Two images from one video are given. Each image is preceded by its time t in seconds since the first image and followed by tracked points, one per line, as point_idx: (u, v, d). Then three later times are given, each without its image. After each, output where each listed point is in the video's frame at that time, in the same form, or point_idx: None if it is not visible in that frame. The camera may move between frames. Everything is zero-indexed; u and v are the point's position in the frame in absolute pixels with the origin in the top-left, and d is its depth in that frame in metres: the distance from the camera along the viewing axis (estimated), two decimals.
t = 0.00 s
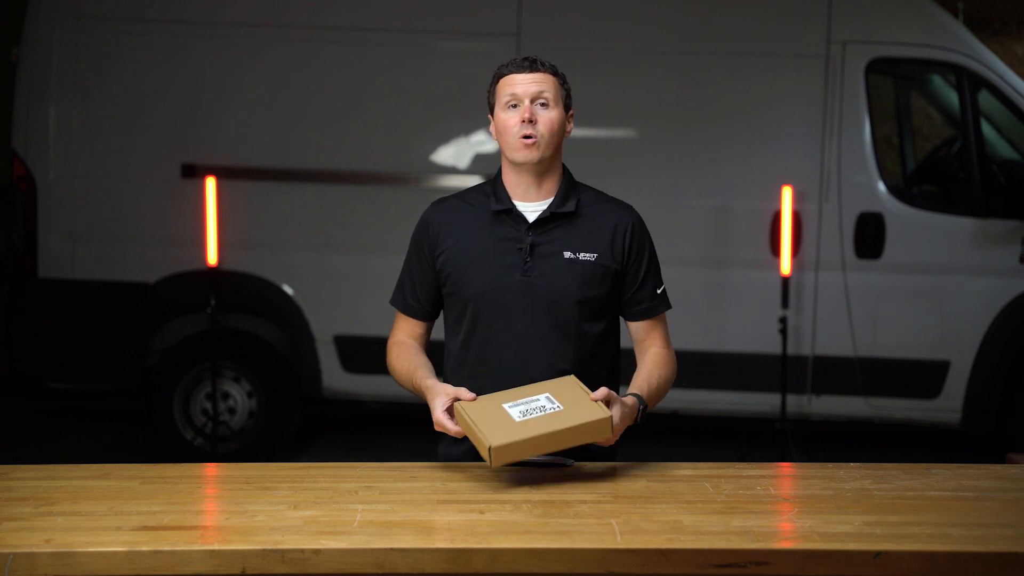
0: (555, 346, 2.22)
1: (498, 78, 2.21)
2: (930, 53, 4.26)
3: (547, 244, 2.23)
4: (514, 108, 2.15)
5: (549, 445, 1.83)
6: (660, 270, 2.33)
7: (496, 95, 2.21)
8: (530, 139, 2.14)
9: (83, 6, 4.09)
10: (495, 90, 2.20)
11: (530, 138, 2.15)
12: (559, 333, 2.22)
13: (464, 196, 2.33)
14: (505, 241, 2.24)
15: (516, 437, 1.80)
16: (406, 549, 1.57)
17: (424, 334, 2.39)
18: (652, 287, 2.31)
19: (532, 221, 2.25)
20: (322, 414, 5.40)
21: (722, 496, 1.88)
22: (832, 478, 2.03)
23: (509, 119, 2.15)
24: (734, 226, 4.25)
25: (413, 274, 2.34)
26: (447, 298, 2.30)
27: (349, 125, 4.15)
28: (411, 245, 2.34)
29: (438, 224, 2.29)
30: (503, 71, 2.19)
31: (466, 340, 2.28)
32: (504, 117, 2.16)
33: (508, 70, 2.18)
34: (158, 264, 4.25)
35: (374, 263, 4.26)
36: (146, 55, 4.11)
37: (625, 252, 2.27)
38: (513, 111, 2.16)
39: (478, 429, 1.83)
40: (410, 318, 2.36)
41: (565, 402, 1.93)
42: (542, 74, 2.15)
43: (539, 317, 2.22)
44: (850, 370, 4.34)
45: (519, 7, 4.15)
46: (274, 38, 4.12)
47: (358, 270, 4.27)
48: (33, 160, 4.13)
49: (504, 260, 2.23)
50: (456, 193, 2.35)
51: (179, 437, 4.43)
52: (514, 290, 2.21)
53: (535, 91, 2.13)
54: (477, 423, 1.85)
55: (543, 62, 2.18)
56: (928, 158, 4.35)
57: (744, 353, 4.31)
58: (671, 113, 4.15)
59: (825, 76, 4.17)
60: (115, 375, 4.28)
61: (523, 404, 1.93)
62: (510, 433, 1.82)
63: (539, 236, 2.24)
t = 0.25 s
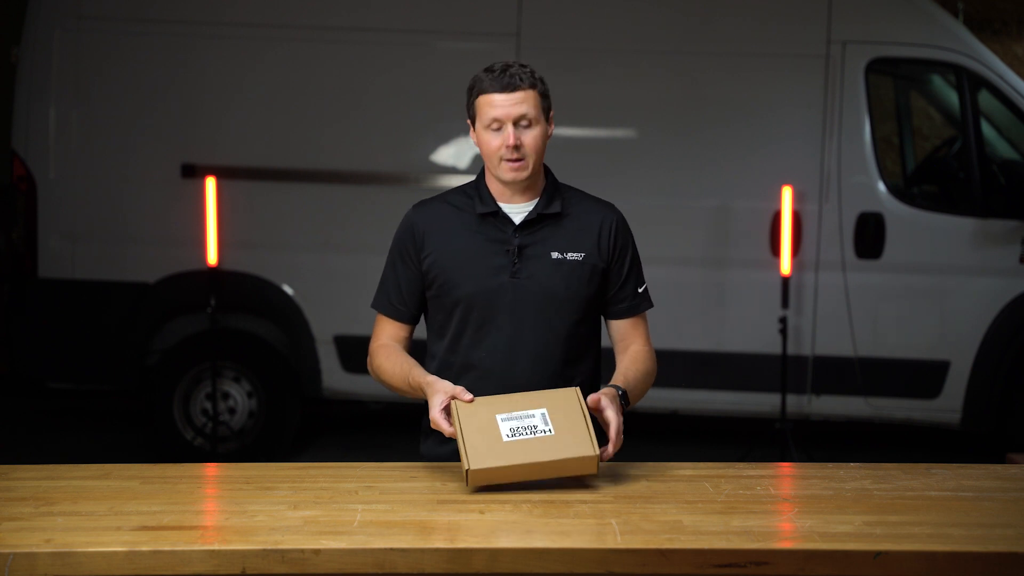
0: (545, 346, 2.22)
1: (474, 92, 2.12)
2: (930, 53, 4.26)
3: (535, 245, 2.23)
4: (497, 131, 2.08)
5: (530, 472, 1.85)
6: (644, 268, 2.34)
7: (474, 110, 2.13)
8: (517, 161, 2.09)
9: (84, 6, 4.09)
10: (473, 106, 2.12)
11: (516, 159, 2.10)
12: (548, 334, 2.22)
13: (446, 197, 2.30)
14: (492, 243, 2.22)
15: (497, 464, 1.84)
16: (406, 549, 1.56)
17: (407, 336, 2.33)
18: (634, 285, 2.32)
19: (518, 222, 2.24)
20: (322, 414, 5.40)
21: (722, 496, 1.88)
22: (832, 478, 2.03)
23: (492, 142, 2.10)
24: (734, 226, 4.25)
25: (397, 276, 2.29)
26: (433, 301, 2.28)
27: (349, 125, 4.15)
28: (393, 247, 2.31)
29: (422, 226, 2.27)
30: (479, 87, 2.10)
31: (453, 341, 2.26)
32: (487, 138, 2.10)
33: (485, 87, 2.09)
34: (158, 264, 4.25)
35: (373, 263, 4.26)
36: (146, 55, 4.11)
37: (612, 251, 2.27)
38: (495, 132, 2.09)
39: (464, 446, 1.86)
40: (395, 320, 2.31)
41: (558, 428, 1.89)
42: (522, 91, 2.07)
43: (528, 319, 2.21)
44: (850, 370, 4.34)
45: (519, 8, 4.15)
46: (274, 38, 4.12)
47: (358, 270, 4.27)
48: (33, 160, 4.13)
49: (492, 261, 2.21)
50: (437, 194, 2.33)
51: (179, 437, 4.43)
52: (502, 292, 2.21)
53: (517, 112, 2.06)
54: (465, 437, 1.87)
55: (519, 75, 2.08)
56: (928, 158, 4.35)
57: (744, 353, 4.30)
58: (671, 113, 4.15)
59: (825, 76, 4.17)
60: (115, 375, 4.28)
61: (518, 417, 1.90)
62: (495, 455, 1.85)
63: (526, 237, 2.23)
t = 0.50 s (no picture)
0: (539, 347, 2.23)
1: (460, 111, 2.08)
2: (930, 53, 4.26)
3: (526, 247, 2.23)
4: (485, 155, 2.08)
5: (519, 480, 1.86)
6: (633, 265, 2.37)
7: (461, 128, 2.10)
8: (506, 184, 2.10)
9: (83, 6, 4.09)
10: (460, 125, 2.09)
11: (504, 181, 2.11)
12: (543, 335, 2.23)
13: (432, 200, 2.29)
14: (484, 246, 2.22)
15: (487, 472, 1.84)
16: (406, 549, 1.56)
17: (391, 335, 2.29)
18: (626, 281, 2.33)
19: (509, 225, 2.24)
20: (322, 414, 5.40)
21: (722, 496, 1.88)
22: (832, 478, 2.03)
23: (479, 164, 2.09)
24: (734, 226, 4.25)
25: (384, 279, 2.26)
26: (424, 305, 2.27)
27: (349, 125, 4.15)
28: (379, 252, 2.28)
29: (411, 230, 2.25)
30: (466, 108, 2.06)
31: (444, 344, 2.25)
32: (475, 160, 2.10)
33: (472, 111, 2.04)
34: (158, 264, 4.25)
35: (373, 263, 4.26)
36: (146, 54, 4.11)
37: (602, 251, 2.30)
38: (483, 154, 2.09)
39: (458, 449, 1.86)
40: (380, 319, 2.26)
41: (553, 443, 1.87)
42: (509, 118, 2.03)
43: (522, 320, 2.22)
44: (850, 370, 4.34)
45: (519, 8, 4.15)
46: (274, 38, 4.12)
47: (358, 271, 4.27)
48: (33, 160, 4.13)
49: (484, 264, 2.21)
50: (423, 197, 2.31)
51: (179, 437, 4.42)
52: (495, 294, 2.21)
53: (504, 139, 2.04)
54: (459, 441, 1.86)
55: (506, 98, 2.03)
56: (928, 158, 4.35)
57: (744, 353, 4.30)
58: (671, 113, 4.15)
59: (825, 76, 4.17)
60: (115, 376, 4.28)
61: (514, 426, 1.87)
62: (487, 461, 1.85)
63: (517, 239, 2.23)
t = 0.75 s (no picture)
0: (533, 347, 2.23)
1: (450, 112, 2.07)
2: (930, 53, 4.26)
3: (518, 247, 2.23)
4: (476, 153, 2.07)
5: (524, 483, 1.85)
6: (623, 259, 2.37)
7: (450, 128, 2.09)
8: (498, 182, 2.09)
9: (84, 6, 4.09)
10: (450, 125, 2.08)
11: (496, 179, 2.09)
12: (536, 334, 2.23)
13: (422, 201, 2.28)
14: (475, 247, 2.22)
15: (493, 477, 1.83)
16: (406, 549, 1.56)
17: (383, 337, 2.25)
18: (619, 271, 2.32)
19: (499, 225, 2.23)
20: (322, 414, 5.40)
21: (722, 496, 1.88)
22: (832, 478, 2.03)
23: (470, 163, 2.08)
24: (734, 226, 4.25)
25: (378, 282, 2.23)
26: (416, 307, 2.26)
27: (349, 125, 4.15)
28: (368, 255, 2.25)
29: (402, 233, 2.24)
30: (456, 108, 2.05)
31: (439, 345, 2.25)
32: (465, 159, 2.09)
33: (462, 110, 2.04)
34: (158, 264, 4.25)
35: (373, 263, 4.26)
36: (146, 54, 4.11)
37: (592, 248, 2.31)
38: (474, 153, 2.08)
39: (462, 454, 1.83)
40: (374, 320, 2.21)
41: (558, 445, 1.87)
42: (500, 115, 2.03)
43: (515, 321, 2.22)
44: (850, 370, 4.34)
45: (519, 8, 4.15)
46: (274, 38, 4.12)
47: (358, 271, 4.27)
48: (33, 160, 4.13)
49: (476, 266, 2.21)
50: (413, 199, 2.30)
51: (179, 437, 4.42)
52: (488, 295, 2.21)
53: (496, 137, 2.03)
54: (464, 446, 1.83)
55: (496, 97, 2.03)
56: (928, 158, 4.34)
57: (744, 353, 4.30)
58: (671, 113, 4.15)
59: (825, 76, 4.17)
60: (115, 375, 4.28)
61: (520, 428, 1.86)
62: (491, 466, 1.83)
63: (508, 240, 2.23)
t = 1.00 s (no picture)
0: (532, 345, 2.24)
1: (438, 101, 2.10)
2: (929, 53, 4.26)
3: (513, 246, 2.23)
4: (465, 139, 2.07)
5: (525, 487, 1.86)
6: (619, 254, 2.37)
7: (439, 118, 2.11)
8: (488, 167, 2.07)
9: (84, 6, 4.09)
10: (439, 115, 2.10)
11: (485, 165, 2.08)
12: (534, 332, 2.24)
13: (417, 205, 2.27)
14: (471, 248, 2.22)
15: (494, 482, 1.84)
16: (406, 549, 1.56)
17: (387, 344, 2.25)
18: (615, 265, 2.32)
19: (494, 225, 2.23)
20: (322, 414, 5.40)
21: (722, 496, 1.88)
22: (832, 478, 2.03)
23: (459, 150, 2.08)
24: (734, 226, 4.25)
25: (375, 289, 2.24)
26: (414, 310, 2.26)
27: (349, 125, 4.15)
28: (366, 261, 2.25)
29: (398, 237, 2.23)
30: (443, 96, 2.07)
31: (439, 346, 2.26)
32: (455, 146, 2.08)
33: (449, 96, 2.06)
34: (158, 264, 4.25)
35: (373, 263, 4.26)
36: (146, 54, 4.11)
37: (588, 245, 2.31)
38: (463, 140, 2.08)
39: (463, 458, 1.83)
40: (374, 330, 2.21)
41: (561, 451, 1.85)
42: (487, 97, 2.04)
43: (513, 320, 2.23)
44: (850, 370, 4.34)
45: (519, 8, 4.15)
46: (274, 38, 4.12)
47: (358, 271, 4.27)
48: (33, 160, 4.13)
49: (473, 266, 2.21)
50: (408, 203, 2.30)
51: (179, 437, 4.42)
52: (485, 296, 2.21)
53: (483, 119, 2.04)
54: (465, 450, 1.83)
55: (483, 81, 2.06)
56: (928, 158, 4.34)
57: (744, 353, 4.30)
58: (671, 113, 4.15)
59: (824, 76, 4.17)
60: (115, 375, 4.28)
61: (522, 433, 1.84)
62: (493, 471, 1.84)
63: (504, 240, 2.23)
